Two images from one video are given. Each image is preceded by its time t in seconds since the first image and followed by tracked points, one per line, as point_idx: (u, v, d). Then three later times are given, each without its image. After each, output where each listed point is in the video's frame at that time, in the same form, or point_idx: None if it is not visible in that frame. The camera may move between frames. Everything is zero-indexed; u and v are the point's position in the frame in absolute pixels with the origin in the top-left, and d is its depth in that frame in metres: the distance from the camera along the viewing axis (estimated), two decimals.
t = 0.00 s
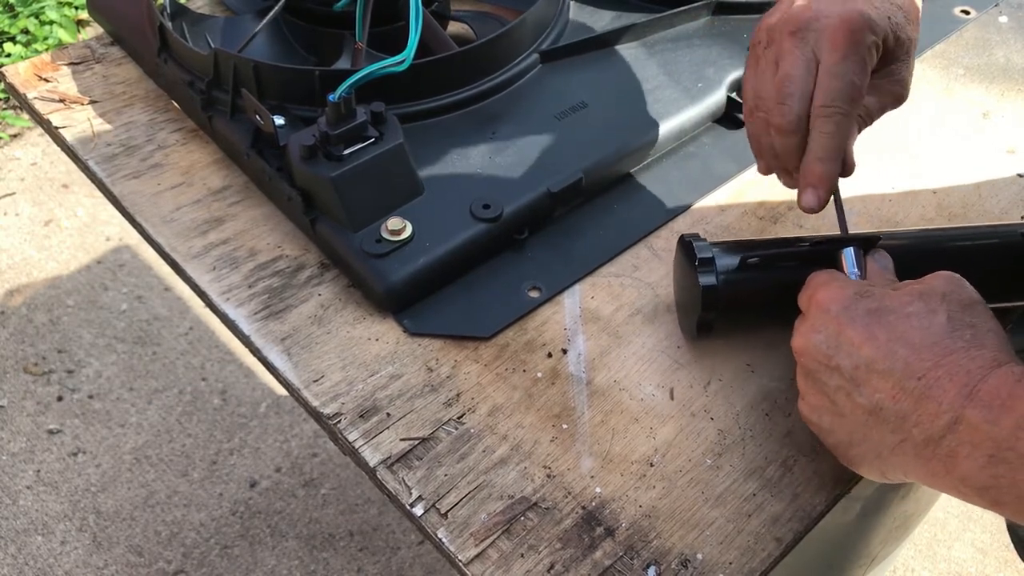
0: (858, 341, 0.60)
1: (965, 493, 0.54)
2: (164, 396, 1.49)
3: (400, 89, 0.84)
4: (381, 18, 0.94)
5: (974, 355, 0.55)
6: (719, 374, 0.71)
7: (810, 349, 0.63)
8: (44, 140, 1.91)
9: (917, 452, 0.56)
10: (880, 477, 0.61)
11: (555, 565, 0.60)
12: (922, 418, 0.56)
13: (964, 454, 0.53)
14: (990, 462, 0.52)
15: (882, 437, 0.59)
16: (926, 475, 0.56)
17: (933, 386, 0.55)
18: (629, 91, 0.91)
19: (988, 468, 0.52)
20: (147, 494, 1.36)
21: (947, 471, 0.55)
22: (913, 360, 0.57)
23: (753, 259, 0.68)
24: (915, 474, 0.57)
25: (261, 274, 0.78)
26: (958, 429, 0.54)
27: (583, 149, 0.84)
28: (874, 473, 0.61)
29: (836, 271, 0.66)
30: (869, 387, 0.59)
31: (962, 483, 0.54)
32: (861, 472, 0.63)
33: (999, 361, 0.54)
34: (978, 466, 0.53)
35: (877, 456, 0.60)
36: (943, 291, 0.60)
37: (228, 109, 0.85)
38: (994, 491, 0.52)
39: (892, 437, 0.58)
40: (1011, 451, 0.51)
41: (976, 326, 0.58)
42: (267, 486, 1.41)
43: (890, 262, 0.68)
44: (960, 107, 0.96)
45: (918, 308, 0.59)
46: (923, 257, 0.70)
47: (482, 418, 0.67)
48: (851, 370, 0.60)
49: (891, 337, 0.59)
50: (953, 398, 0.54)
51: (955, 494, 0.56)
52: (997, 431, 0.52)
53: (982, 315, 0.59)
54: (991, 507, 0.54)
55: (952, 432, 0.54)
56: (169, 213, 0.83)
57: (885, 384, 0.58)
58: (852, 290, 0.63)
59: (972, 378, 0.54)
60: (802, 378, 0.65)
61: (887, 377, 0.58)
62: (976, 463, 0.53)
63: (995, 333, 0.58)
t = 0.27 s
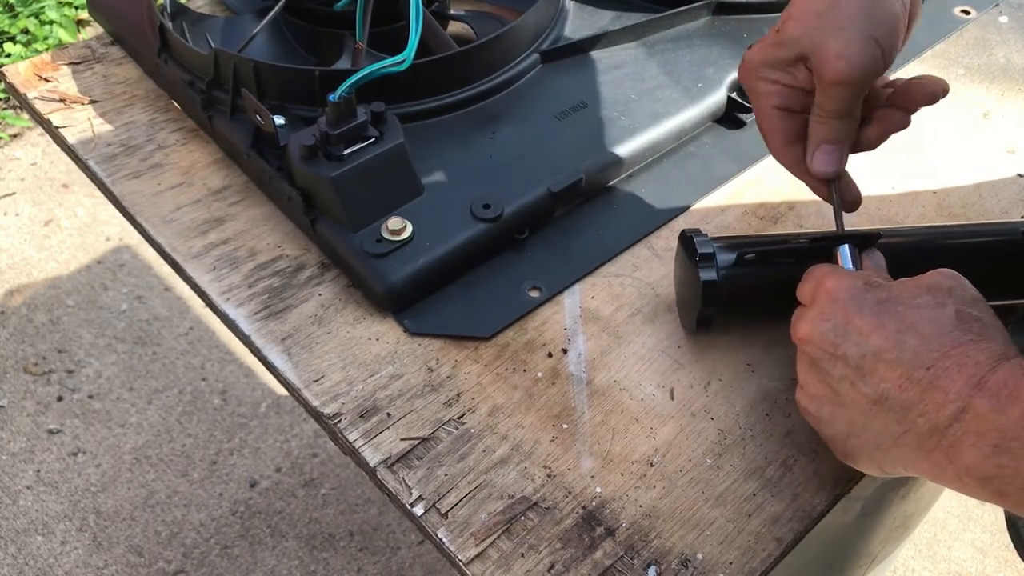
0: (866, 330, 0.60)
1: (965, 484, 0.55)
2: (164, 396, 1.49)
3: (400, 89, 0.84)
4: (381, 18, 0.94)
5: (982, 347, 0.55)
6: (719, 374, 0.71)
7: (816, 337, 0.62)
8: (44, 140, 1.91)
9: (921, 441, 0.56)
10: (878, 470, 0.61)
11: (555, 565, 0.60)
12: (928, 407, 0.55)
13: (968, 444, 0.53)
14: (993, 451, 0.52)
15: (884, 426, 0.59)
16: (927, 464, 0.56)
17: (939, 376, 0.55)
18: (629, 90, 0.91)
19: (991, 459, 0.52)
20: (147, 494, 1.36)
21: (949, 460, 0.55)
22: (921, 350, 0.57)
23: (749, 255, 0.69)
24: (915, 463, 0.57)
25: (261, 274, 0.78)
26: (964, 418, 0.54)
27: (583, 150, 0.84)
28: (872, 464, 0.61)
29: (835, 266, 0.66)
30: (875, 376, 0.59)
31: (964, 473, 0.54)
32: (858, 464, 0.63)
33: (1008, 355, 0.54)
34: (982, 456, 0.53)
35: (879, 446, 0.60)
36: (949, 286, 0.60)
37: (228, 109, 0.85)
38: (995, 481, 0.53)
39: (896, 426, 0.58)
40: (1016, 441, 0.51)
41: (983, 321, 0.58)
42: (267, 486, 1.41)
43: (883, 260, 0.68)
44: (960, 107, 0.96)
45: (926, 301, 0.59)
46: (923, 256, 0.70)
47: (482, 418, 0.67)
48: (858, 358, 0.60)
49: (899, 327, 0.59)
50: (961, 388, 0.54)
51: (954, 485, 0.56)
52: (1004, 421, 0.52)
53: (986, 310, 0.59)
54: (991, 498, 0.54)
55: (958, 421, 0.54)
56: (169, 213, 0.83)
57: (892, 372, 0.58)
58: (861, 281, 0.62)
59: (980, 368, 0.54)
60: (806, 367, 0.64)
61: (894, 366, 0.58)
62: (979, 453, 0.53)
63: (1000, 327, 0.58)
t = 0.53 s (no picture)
0: (852, 344, 0.60)
1: (963, 494, 0.55)
2: (164, 396, 1.49)
3: (400, 89, 0.84)
4: (381, 18, 0.94)
5: (968, 356, 0.55)
6: (719, 374, 0.71)
7: (805, 352, 0.63)
8: (44, 140, 1.91)
9: (913, 453, 0.56)
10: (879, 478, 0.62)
11: (555, 565, 0.60)
12: (917, 420, 0.56)
13: (960, 457, 0.54)
14: (986, 464, 0.52)
15: (878, 441, 0.59)
16: (924, 477, 0.57)
17: (926, 389, 0.55)
18: (629, 91, 0.91)
19: (985, 470, 0.53)
20: (147, 494, 1.36)
21: (945, 473, 0.55)
22: (907, 362, 0.57)
23: (746, 258, 0.69)
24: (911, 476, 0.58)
25: (261, 274, 0.78)
26: (953, 431, 0.54)
27: (583, 150, 0.84)
28: (872, 474, 0.62)
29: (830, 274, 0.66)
30: (863, 390, 0.59)
31: (959, 485, 0.55)
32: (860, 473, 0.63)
33: (994, 361, 0.54)
34: (975, 468, 0.53)
35: (874, 457, 0.60)
36: (936, 292, 0.60)
37: (227, 109, 0.85)
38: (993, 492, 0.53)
39: (889, 439, 0.58)
40: (1006, 453, 0.51)
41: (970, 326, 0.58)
42: (267, 486, 1.41)
43: (881, 262, 0.68)
44: (960, 107, 0.96)
45: (911, 309, 0.59)
46: (922, 257, 0.70)
47: (482, 419, 0.67)
48: (844, 374, 0.60)
49: (884, 338, 0.59)
50: (948, 401, 0.54)
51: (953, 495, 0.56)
52: (992, 433, 0.52)
53: (977, 315, 0.59)
54: (989, 507, 0.54)
55: (948, 434, 0.54)
56: (169, 213, 0.83)
57: (879, 386, 0.58)
58: (846, 292, 0.63)
59: (966, 379, 0.54)
60: (800, 381, 0.65)
61: (881, 380, 0.58)
62: (971, 465, 0.53)
63: (990, 333, 0.58)
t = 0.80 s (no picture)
0: (848, 346, 0.60)
1: (960, 497, 0.55)
2: (164, 396, 1.49)
3: (400, 89, 0.84)
4: (381, 18, 0.94)
5: (963, 357, 0.56)
6: (719, 374, 0.71)
7: (802, 354, 0.63)
8: (44, 140, 1.91)
9: (909, 455, 0.56)
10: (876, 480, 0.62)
11: (556, 566, 0.60)
12: (913, 421, 0.56)
13: (956, 459, 0.53)
14: (983, 465, 0.52)
15: (874, 443, 0.59)
16: (920, 479, 0.56)
17: (921, 391, 0.56)
18: (629, 91, 0.91)
19: (981, 472, 0.52)
20: (147, 494, 1.36)
21: (941, 475, 0.55)
22: (902, 363, 0.57)
23: (746, 259, 0.69)
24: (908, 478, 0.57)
25: (262, 274, 0.78)
26: (949, 433, 0.54)
27: (583, 150, 0.84)
28: (870, 477, 0.61)
29: (831, 275, 0.67)
30: (860, 391, 0.59)
31: (956, 487, 0.54)
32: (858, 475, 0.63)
33: (989, 362, 0.55)
34: (972, 470, 0.53)
35: (870, 460, 0.60)
36: (933, 294, 0.61)
37: (228, 109, 0.85)
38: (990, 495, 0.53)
39: (885, 440, 0.58)
40: (1002, 455, 0.51)
41: (966, 328, 0.58)
42: (267, 486, 1.41)
43: (881, 262, 0.68)
44: (960, 107, 0.96)
45: (907, 311, 0.60)
46: (922, 258, 0.70)
47: (482, 419, 0.67)
48: (840, 377, 0.60)
49: (880, 340, 0.59)
50: (943, 403, 0.54)
51: (950, 497, 0.56)
52: (988, 435, 0.52)
53: (975, 316, 0.60)
54: (988, 510, 0.54)
55: (943, 436, 0.54)
56: (170, 213, 0.83)
57: (875, 388, 0.58)
58: (842, 294, 0.63)
59: (962, 381, 0.54)
60: (797, 384, 0.65)
61: (877, 381, 0.58)
62: (968, 467, 0.53)
63: (985, 334, 0.58)
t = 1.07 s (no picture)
0: (847, 341, 0.60)
1: (959, 492, 0.54)
2: (164, 396, 1.49)
3: (400, 89, 0.84)
4: (381, 18, 0.94)
5: (961, 352, 0.56)
6: (719, 374, 0.71)
7: (800, 351, 0.63)
8: (44, 140, 1.91)
9: (909, 451, 0.56)
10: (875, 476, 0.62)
11: (555, 566, 0.60)
12: (912, 417, 0.56)
13: (956, 453, 0.53)
14: (982, 459, 0.52)
15: (874, 439, 0.59)
16: (919, 474, 0.56)
17: (920, 386, 0.56)
18: (629, 91, 0.91)
19: (980, 467, 0.52)
20: (147, 494, 1.36)
21: (941, 470, 0.54)
22: (901, 359, 0.57)
23: (746, 257, 0.69)
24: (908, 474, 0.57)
25: (262, 274, 0.78)
26: (948, 428, 0.54)
27: (583, 149, 0.84)
28: (869, 473, 0.62)
29: (830, 273, 0.67)
30: (859, 386, 0.59)
31: (956, 482, 0.54)
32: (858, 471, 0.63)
33: (988, 358, 0.55)
34: (971, 464, 0.53)
35: (870, 455, 0.60)
36: (930, 290, 0.61)
37: (227, 109, 0.85)
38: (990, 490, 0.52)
39: (884, 436, 0.58)
40: (1002, 449, 0.51)
41: (964, 324, 0.58)
42: (267, 486, 1.41)
43: (880, 260, 0.68)
44: (960, 107, 0.96)
45: (905, 307, 0.60)
46: (922, 257, 0.70)
47: (482, 418, 0.67)
48: (839, 373, 0.60)
49: (879, 336, 0.59)
50: (941, 398, 0.54)
51: (950, 493, 0.55)
52: (987, 429, 0.52)
53: (973, 312, 0.60)
54: (988, 505, 0.53)
55: (943, 431, 0.54)
56: (169, 213, 0.83)
57: (874, 383, 0.58)
58: (840, 290, 0.63)
59: (961, 376, 0.54)
60: (797, 381, 0.65)
61: (875, 377, 0.58)
62: (967, 461, 0.53)
63: (984, 329, 0.58)
